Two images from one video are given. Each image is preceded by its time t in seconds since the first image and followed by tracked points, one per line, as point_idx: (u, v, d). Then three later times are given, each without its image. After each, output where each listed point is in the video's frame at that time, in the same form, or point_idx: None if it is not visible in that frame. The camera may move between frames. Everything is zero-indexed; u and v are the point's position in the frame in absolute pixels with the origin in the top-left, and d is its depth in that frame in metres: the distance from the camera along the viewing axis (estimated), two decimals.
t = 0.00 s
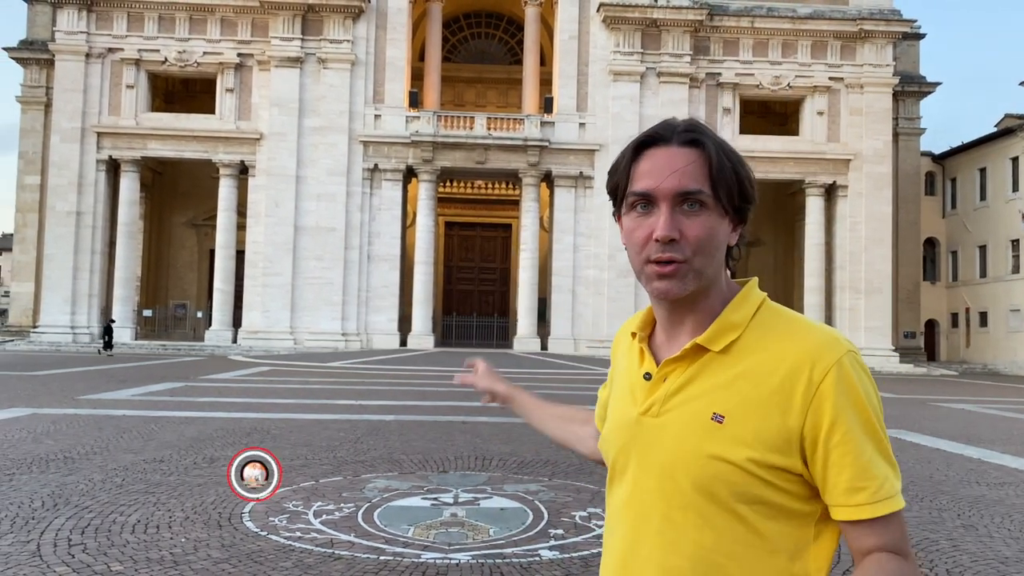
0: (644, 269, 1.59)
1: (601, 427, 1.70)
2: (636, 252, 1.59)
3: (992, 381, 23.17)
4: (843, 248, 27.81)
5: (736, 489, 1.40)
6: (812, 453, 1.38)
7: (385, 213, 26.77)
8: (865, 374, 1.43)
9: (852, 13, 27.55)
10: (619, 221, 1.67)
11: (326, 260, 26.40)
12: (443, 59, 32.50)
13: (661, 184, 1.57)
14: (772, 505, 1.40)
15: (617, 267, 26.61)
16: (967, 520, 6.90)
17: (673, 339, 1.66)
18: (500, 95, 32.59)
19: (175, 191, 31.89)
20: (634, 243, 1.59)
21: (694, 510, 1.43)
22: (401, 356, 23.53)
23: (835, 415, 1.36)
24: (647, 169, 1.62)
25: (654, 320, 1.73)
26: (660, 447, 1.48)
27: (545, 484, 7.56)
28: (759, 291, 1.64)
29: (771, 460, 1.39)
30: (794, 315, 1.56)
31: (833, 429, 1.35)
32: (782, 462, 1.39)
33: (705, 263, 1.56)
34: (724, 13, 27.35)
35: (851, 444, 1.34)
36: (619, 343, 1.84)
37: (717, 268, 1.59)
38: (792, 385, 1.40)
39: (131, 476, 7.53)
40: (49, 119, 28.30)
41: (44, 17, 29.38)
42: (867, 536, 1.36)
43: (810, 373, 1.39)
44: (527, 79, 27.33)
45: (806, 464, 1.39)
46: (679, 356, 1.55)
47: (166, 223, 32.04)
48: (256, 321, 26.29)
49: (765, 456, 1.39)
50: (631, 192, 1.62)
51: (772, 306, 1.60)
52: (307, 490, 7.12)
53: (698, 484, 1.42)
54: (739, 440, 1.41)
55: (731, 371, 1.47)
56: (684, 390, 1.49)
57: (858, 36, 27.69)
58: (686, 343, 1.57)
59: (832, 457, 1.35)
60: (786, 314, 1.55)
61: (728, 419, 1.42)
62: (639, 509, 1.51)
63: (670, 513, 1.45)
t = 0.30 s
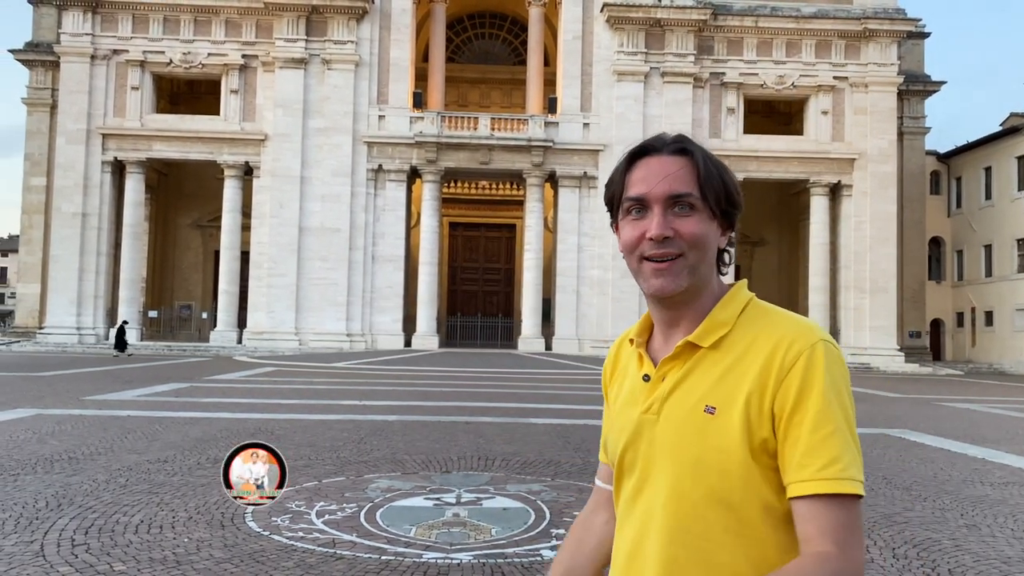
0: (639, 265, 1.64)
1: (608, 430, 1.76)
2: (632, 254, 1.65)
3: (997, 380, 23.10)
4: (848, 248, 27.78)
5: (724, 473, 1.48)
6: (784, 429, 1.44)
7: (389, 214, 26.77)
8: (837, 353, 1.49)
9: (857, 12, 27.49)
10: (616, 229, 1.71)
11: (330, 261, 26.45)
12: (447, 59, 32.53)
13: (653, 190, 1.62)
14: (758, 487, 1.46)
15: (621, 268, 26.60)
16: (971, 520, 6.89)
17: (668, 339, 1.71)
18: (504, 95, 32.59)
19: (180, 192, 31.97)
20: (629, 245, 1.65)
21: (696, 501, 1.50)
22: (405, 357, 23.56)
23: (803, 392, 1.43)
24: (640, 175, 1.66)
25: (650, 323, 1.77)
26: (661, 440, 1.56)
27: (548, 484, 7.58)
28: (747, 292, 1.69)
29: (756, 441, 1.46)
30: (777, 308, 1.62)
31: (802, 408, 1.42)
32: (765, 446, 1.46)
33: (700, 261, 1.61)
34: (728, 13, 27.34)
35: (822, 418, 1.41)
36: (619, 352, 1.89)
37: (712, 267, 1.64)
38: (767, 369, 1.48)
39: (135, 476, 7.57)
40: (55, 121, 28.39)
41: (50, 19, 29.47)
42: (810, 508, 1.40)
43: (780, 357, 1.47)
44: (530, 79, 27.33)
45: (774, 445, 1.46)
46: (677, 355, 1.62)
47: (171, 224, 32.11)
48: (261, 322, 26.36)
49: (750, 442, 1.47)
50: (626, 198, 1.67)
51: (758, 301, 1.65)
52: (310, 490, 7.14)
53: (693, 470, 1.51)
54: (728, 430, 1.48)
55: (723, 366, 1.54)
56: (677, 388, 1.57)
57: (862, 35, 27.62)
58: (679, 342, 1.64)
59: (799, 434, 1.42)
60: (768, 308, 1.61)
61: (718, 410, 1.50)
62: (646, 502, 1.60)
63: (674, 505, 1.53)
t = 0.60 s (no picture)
0: (611, 262, 1.72)
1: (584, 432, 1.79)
2: (604, 250, 1.73)
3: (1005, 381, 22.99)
4: (853, 248, 27.73)
5: (707, 463, 1.53)
6: (758, 416, 1.51)
7: (394, 215, 26.81)
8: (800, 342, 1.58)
9: (861, 12, 27.43)
10: (590, 232, 1.79)
11: (335, 263, 26.51)
12: (451, 61, 32.58)
13: (625, 191, 1.71)
14: (739, 477, 1.53)
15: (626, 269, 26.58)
16: (973, 521, 6.86)
17: (642, 340, 1.76)
18: (508, 97, 32.62)
19: (186, 194, 32.08)
20: (603, 243, 1.73)
21: (686, 493, 1.55)
22: (411, 358, 23.59)
23: (768, 376, 1.51)
24: (612, 179, 1.75)
25: (623, 325, 1.83)
26: (643, 438, 1.60)
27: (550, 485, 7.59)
28: (711, 292, 1.77)
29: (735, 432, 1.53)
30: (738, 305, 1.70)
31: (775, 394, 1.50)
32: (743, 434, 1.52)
33: (670, 261, 1.70)
34: (732, 14, 27.33)
35: (793, 403, 1.49)
36: (588, 357, 1.93)
37: (681, 265, 1.72)
38: (740, 359, 1.55)
39: (138, 478, 7.60)
40: (61, 125, 28.50)
41: (56, 23, 29.58)
42: (761, 487, 1.49)
43: (750, 347, 1.54)
44: (535, 80, 27.35)
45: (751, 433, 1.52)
46: (651, 355, 1.67)
47: (177, 226, 32.21)
48: (266, 324, 26.42)
49: (731, 433, 1.53)
50: (599, 201, 1.75)
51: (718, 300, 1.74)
52: (312, 492, 7.16)
53: (677, 461, 1.55)
54: (709, 421, 1.53)
55: (698, 360, 1.60)
56: (656, 387, 1.61)
57: (867, 35, 27.56)
58: (655, 342, 1.69)
59: (773, 422, 1.49)
60: (731, 305, 1.69)
61: (697, 402, 1.55)
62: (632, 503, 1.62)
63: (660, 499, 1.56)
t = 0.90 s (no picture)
0: (592, 268, 1.74)
1: (571, 437, 1.80)
2: (583, 257, 1.75)
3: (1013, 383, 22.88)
4: (860, 250, 27.66)
5: (700, 459, 1.55)
6: (755, 411, 1.54)
7: (400, 219, 26.88)
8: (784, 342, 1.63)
9: (867, 14, 27.38)
10: (568, 241, 1.82)
11: (341, 267, 26.56)
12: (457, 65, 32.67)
13: (600, 198, 1.74)
14: (734, 473, 1.55)
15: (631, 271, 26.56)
16: (977, 524, 6.85)
17: (625, 343, 1.78)
18: (514, 100, 32.69)
19: (193, 199, 32.22)
20: (581, 250, 1.76)
21: (683, 489, 1.56)
22: (416, 362, 23.62)
23: (761, 373, 1.53)
24: (587, 188, 1.78)
25: (604, 332, 1.85)
26: (632, 436, 1.61)
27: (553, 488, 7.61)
28: (690, 295, 1.80)
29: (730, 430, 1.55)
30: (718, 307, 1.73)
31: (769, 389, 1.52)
32: (735, 429, 1.55)
33: (649, 265, 1.74)
34: (737, 16, 27.32)
35: (789, 398, 1.52)
36: (570, 367, 1.94)
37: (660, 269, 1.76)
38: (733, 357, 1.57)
39: (143, 482, 7.64)
40: (69, 130, 28.64)
41: (64, 29, 29.77)
42: (766, 483, 1.52)
43: (741, 345, 1.57)
44: (540, 83, 27.40)
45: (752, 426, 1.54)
46: (637, 356, 1.70)
47: (184, 231, 32.35)
48: (274, 328, 26.50)
49: (724, 431, 1.54)
50: (576, 210, 1.78)
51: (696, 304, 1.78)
52: (316, 496, 7.19)
53: (670, 458, 1.56)
54: (700, 418, 1.55)
55: (683, 359, 1.62)
56: (645, 386, 1.62)
57: (873, 37, 27.51)
58: (638, 345, 1.72)
59: (769, 416, 1.52)
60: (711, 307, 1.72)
61: (688, 399, 1.56)
62: (623, 501, 1.63)
63: (653, 495, 1.58)
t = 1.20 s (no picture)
0: (579, 272, 1.77)
1: (561, 437, 1.84)
2: (572, 262, 1.78)
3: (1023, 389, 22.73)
4: (868, 255, 27.58)
5: (671, 465, 1.57)
6: (728, 421, 1.54)
7: (408, 226, 26.93)
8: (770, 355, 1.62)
9: (874, 19, 27.35)
10: (560, 245, 1.85)
11: (349, 274, 26.61)
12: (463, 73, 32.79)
13: (591, 205, 1.77)
14: (709, 481, 1.56)
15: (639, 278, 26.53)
16: (983, 530, 6.81)
17: (612, 348, 1.81)
18: (521, 107, 32.80)
19: (202, 207, 32.38)
20: (570, 255, 1.79)
21: (651, 494, 1.58)
22: (423, 369, 23.62)
23: (739, 387, 1.54)
24: (580, 194, 1.80)
25: (595, 337, 1.88)
26: (608, 441, 1.64)
27: (558, 495, 7.61)
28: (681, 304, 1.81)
29: (696, 440, 1.56)
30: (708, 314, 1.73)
31: (742, 401, 1.53)
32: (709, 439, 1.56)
33: (636, 273, 1.76)
34: (743, 22, 27.33)
35: (767, 412, 1.52)
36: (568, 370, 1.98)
37: (649, 277, 1.78)
38: (710, 368, 1.57)
39: (150, 489, 7.67)
40: (79, 139, 28.83)
41: (74, 39, 30.01)
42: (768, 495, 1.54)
43: (720, 358, 1.56)
44: (546, 91, 27.46)
45: (727, 436, 1.55)
46: (618, 360, 1.72)
47: (193, 239, 32.50)
48: (282, 335, 26.58)
49: (698, 441, 1.56)
50: (569, 215, 1.81)
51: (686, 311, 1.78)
52: (321, 502, 7.22)
53: (644, 464, 1.58)
54: (672, 426, 1.57)
55: (661, 367, 1.64)
56: (623, 391, 1.65)
57: (879, 42, 27.48)
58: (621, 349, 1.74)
59: (747, 428, 1.53)
60: (698, 314, 1.73)
61: (659, 407, 1.58)
62: (597, 502, 1.67)
63: (624, 499, 1.60)
